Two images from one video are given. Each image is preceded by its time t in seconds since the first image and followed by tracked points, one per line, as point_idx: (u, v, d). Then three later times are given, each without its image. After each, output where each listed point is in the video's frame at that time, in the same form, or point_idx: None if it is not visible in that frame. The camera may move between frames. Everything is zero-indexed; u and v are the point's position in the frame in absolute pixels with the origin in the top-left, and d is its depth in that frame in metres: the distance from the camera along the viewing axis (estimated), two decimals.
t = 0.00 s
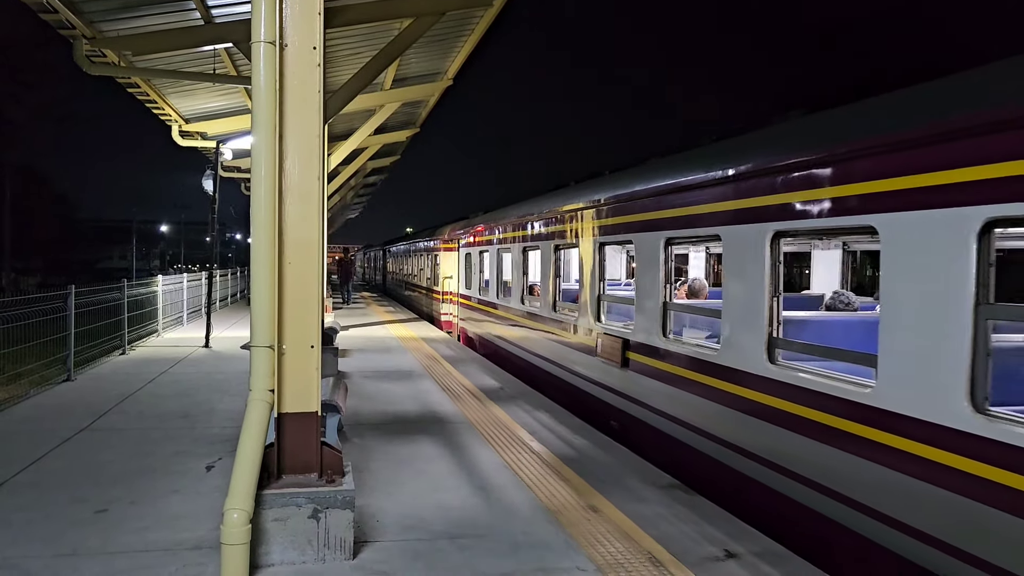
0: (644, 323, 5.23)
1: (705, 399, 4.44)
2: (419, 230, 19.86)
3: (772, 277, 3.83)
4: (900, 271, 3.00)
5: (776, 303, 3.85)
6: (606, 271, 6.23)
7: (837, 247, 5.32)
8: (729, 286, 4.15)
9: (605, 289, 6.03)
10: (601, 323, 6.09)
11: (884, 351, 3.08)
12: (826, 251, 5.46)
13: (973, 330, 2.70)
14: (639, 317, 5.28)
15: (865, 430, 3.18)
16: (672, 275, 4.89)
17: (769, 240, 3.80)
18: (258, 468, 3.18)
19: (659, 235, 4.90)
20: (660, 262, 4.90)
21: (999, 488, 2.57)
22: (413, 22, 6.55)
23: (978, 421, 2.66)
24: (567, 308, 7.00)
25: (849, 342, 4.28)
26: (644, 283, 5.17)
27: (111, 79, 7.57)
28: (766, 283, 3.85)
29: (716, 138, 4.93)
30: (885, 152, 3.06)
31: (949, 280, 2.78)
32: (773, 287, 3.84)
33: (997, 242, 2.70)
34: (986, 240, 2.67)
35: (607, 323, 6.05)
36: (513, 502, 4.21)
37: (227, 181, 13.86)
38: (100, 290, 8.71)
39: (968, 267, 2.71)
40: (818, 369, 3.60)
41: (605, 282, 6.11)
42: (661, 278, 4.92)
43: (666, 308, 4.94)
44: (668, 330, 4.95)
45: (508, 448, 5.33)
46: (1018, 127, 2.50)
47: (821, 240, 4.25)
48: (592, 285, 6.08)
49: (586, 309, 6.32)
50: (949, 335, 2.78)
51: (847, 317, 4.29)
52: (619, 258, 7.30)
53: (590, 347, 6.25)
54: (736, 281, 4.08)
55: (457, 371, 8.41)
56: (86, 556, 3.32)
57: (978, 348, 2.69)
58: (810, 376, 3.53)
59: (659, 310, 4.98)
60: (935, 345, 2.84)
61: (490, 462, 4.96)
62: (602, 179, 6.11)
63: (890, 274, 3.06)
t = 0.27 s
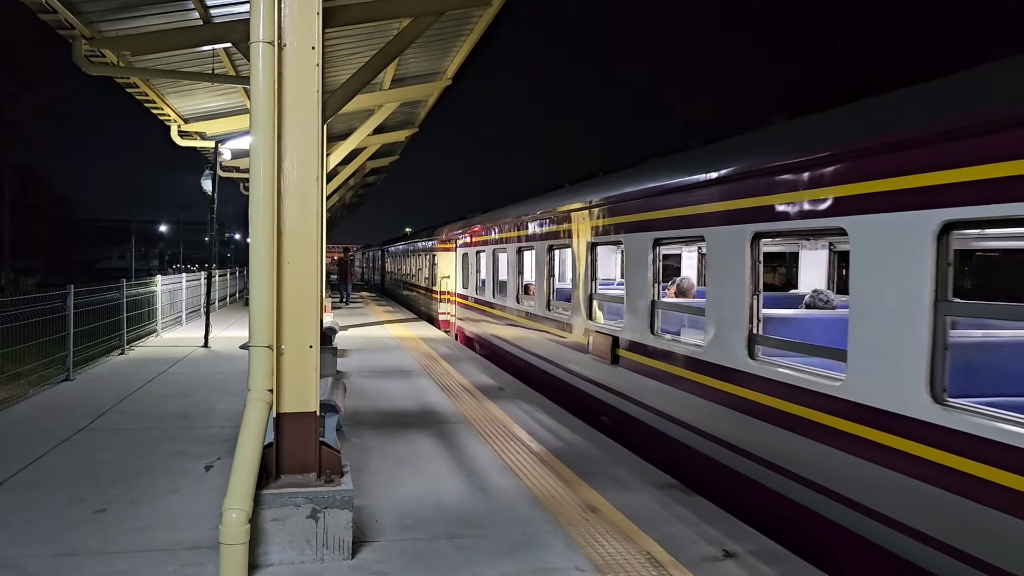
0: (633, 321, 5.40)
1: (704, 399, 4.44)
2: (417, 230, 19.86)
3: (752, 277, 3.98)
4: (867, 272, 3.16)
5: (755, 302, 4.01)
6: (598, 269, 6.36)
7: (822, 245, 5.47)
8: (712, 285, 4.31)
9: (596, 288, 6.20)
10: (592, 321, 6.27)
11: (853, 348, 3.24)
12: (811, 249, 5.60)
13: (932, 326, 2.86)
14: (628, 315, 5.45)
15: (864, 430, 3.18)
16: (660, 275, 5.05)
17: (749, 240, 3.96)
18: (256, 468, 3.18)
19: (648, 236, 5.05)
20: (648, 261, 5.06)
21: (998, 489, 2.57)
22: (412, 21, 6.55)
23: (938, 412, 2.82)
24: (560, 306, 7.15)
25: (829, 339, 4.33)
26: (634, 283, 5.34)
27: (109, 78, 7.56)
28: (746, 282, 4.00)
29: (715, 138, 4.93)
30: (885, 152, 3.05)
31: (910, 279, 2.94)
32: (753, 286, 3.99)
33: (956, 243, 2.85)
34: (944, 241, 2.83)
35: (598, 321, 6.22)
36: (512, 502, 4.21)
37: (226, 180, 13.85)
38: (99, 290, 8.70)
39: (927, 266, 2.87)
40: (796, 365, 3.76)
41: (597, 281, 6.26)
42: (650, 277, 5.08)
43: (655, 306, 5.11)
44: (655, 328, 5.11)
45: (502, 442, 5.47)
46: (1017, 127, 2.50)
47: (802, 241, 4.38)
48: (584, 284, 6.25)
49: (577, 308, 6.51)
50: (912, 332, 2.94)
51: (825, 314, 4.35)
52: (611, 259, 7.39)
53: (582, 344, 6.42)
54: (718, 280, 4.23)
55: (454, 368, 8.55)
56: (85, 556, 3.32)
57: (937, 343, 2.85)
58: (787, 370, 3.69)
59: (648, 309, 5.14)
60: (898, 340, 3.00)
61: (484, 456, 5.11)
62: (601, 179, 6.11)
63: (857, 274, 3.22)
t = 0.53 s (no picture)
0: (623, 320, 5.58)
1: (704, 400, 4.44)
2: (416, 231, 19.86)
3: (734, 277, 4.15)
4: (838, 272, 3.32)
5: (737, 301, 4.17)
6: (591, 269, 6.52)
7: (812, 248, 5.40)
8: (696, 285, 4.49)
9: (589, 288, 6.37)
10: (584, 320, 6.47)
11: (827, 344, 3.40)
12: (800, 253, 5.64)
13: (895, 322, 3.04)
14: (619, 313, 5.63)
15: (865, 432, 3.17)
16: (649, 275, 5.22)
17: (730, 243, 4.12)
18: (255, 469, 3.18)
19: (637, 237, 5.21)
20: (637, 262, 5.24)
21: (998, 490, 2.57)
22: (412, 21, 6.55)
23: (899, 402, 3.00)
24: (554, 306, 7.30)
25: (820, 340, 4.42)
26: (624, 282, 5.51)
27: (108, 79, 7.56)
28: (728, 282, 4.16)
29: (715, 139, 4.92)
30: (887, 152, 3.04)
31: (875, 279, 3.11)
32: (735, 286, 4.16)
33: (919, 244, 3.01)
34: (907, 243, 2.99)
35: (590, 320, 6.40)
36: (511, 503, 4.21)
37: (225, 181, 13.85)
38: (98, 290, 8.70)
39: (891, 266, 3.04)
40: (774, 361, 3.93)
41: (589, 281, 6.43)
42: (639, 277, 5.25)
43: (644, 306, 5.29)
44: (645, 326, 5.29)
45: (496, 438, 5.64)
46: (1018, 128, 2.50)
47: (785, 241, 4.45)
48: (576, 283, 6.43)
49: (570, 307, 6.70)
50: (878, 329, 3.11)
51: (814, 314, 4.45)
52: (606, 260, 7.44)
53: (574, 343, 6.61)
54: (703, 280, 4.40)
55: (450, 366, 8.71)
56: (84, 556, 3.32)
57: (900, 338, 3.02)
58: (766, 366, 3.86)
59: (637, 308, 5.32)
60: (866, 337, 3.17)
61: (478, 450, 5.27)
62: (600, 180, 6.12)
63: (829, 274, 3.37)
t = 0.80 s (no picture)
0: (613, 320, 5.77)
1: (703, 401, 4.43)
2: (416, 232, 19.86)
3: (716, 277, 4.32)
4: (811, 272, 3.49)
5: (719, 301, 4.34)
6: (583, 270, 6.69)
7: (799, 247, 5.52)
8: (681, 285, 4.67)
9: (581, 288, 6.55)
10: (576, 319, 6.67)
11: (800, 341, 3.57)
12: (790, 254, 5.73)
13: (862, 319, 3.22)
14: (609, 313, 5.81)
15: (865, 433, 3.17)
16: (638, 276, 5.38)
17: (712, 244, 4.30)
18: (255, 470, 3.18)
19: (627, 238, 5.37)
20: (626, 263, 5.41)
21: (997, 491, 2.57)
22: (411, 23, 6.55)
23: (865, 395, 3.18)
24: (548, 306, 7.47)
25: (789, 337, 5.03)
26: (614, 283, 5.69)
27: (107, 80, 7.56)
28: (710, 282, 4.33)
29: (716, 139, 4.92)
30: (888, 152, 3.04)
31: (843, 280, 3.29)
32: (717, 286, 4.33)
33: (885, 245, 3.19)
34: (872, 245, 3.17)
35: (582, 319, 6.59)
36: (511, 504, 4.20)
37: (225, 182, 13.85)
38: (97, 291, 8.70)
39: (856, 267, 3.23)
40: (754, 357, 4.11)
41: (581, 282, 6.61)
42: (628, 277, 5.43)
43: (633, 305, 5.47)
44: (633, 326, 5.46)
45: (489, 433, 5.80)
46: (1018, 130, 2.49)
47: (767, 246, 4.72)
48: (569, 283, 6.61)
49: (562, 306, 6.88)
50: (846, 327, 3.29)
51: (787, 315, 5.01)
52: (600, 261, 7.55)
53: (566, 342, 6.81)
54: (687, 281, 4.57)
55: (446, 365, 8.87)
56: (83, 558, 3.32)
57: (865, 335, 3.21)
58: (747, 363, 4.03)
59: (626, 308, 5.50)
60: (834, 334, 3.35)
61: (472, 445, 5.43)
62: (600, 181, 6.12)
63: (801, 275, 3.55)
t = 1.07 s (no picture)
0: (603, 320, 5.93)
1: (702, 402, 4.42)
2: (416, 233, 19.86)
3: (699, 278, 4.47)
4: (786, 274, 3.63)
5: (702, 300, 4.48)
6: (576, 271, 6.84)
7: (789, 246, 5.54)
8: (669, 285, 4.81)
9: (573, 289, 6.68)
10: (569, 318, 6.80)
11: (776, 339, 3.73)
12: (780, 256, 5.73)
13: (832, 318, 3.37)
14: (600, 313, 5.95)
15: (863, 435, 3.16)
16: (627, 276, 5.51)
17: (696, 246, 4.43)
18: (255, 471, 3.18)
19: (616, 240, 5.52)
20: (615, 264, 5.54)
21: (997, 493, 2.57)
22: (411, 24, 6.56)
23: (833, 388, 3.34)
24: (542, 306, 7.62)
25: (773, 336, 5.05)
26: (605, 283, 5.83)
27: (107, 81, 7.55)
28: (694, 283, 4.48)
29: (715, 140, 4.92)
30: (887, 153, 3.03)
31: (815, 281, 3.45)
32: (700, 286, 4.48)
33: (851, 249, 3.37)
34: (841, 247, 3.32)
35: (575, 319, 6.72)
36: (510, 505, 4.20)
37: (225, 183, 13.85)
38: (97, 292, 8.70)
39: (827, 269, 3.38)
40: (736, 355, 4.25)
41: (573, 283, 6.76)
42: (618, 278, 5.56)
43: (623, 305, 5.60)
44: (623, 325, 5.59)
45: (484, 429, 5.97)
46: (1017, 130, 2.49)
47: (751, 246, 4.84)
48: (561, 284, 6.76)
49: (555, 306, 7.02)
50: (816, 325, 3.45)
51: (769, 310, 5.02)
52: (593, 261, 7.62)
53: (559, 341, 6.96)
54: (674, 282, 4.71)
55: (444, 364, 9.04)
56: (81, 560, 3.31)
57: (834, 333, 3.37)
58: (729, 360, 4.17)
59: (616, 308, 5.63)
60: (806, 332, 3.51)
61: (466, 440, 5.59)
62: (598, 183, 6.12)
63: (778, 277, 3.69)
